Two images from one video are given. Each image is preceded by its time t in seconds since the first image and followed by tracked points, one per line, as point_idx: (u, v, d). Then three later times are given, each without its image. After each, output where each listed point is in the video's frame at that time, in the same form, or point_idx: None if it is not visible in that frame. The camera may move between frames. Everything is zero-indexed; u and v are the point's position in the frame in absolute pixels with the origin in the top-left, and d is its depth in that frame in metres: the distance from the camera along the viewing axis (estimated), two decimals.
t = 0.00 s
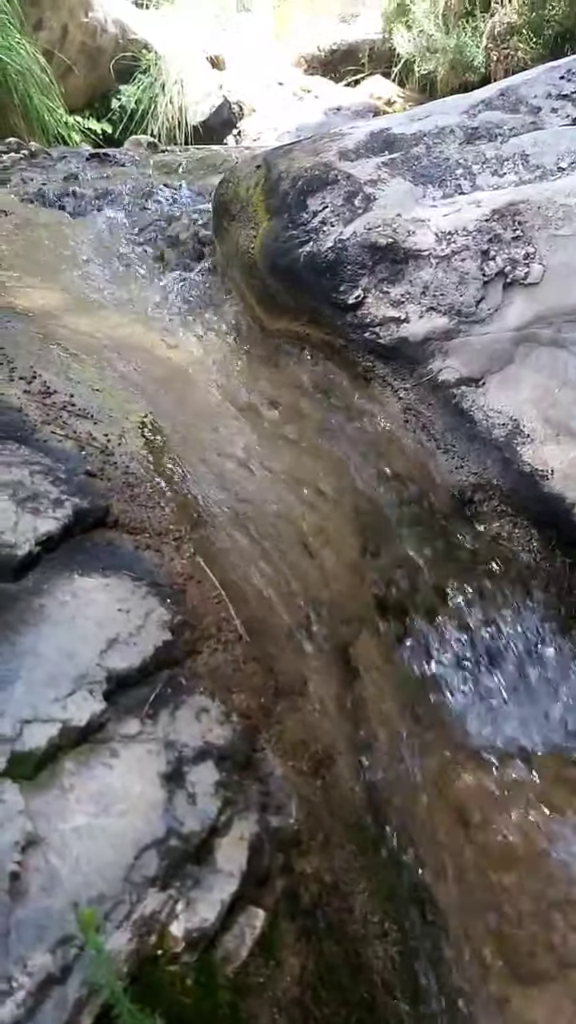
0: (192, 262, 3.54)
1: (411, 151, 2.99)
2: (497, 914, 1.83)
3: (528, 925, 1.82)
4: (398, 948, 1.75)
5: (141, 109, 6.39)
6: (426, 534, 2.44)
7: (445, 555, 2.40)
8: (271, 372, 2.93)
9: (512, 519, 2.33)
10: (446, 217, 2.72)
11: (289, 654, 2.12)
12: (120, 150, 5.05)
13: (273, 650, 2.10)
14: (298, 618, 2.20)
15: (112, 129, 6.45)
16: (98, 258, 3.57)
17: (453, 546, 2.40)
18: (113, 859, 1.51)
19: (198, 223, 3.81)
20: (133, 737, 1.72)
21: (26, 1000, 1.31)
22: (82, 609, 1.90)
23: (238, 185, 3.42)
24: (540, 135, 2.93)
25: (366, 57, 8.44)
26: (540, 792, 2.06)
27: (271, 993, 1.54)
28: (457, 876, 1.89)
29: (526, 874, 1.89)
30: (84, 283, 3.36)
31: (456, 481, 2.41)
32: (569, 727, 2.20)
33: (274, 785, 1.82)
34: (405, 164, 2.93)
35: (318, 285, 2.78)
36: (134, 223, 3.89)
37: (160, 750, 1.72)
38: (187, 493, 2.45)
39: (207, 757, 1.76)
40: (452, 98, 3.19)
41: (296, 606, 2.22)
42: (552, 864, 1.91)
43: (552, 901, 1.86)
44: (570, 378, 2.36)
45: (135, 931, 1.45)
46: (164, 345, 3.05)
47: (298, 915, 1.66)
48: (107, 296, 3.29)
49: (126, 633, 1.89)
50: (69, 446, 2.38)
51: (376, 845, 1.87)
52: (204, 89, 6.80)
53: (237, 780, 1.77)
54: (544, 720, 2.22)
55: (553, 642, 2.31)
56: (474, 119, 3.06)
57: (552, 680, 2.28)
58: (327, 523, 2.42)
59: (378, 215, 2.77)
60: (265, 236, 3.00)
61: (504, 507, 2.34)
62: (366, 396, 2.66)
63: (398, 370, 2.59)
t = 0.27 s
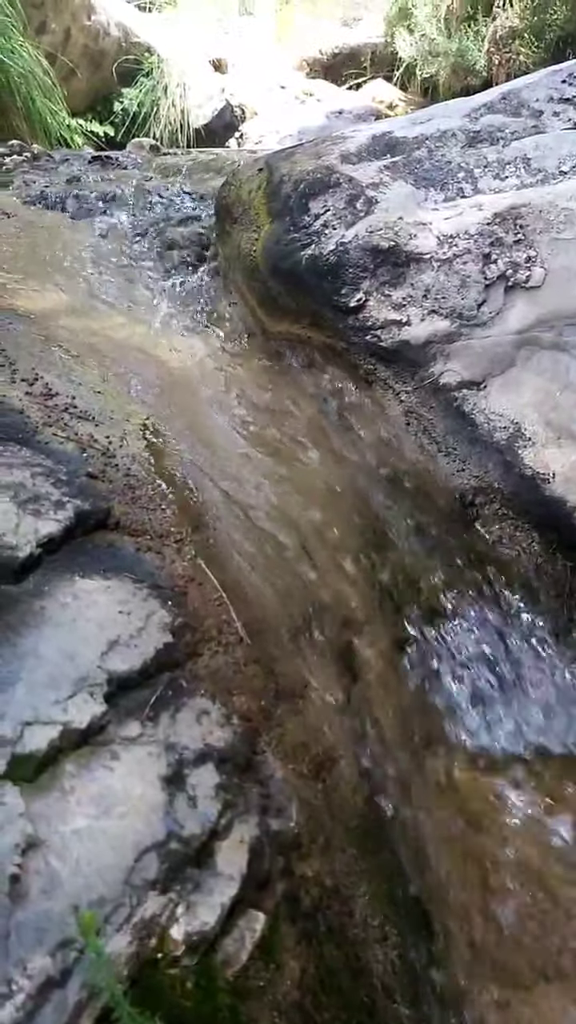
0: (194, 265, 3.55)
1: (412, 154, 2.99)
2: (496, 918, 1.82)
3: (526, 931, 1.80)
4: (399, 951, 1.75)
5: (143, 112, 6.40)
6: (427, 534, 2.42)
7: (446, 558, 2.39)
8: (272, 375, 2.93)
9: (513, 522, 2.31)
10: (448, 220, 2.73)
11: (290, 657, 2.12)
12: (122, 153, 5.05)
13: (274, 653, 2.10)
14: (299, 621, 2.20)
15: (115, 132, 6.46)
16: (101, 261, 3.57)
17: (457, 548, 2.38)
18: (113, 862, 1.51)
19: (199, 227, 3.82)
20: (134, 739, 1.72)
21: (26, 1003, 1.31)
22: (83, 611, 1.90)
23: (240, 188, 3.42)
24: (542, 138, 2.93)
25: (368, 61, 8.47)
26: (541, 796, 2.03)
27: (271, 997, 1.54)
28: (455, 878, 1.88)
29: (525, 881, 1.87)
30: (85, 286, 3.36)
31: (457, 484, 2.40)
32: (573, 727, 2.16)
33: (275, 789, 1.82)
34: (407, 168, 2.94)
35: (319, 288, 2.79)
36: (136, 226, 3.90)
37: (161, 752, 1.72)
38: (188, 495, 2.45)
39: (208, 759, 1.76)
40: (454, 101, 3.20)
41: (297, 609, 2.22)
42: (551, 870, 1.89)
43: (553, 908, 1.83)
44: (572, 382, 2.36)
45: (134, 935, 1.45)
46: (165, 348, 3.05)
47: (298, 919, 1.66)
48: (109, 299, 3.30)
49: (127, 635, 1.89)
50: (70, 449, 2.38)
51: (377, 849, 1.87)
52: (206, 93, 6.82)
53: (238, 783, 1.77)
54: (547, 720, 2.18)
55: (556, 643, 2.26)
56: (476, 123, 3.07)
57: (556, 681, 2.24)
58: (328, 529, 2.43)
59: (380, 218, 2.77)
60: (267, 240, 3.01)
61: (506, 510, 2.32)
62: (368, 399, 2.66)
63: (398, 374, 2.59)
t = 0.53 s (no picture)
0: (196, 266, 3.55)
1: (414, 156, 2.99)
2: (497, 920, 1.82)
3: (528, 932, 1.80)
4: (398, 953, 1.76)
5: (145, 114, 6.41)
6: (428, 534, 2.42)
7: (447, 559, 2.38)
8: (273, 379, 2.95)
9: (514, 523, 2.29)
10: (450, 221, 2.72)
11: (290, 659, 2.12)
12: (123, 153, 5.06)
13: (275, 655, 2.10)
14: (300, 623, 2.21)
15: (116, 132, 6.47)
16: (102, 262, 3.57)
17: (459, 549, 2.37)
18: (113, 864, 1.51)
19: (200, 228, 3.82)
20: (134, 741, 1.71)
21: (25, 1005, 1.30)
22: (84, 612, 1.90)
23: (241, 190, 3.43)
24: (544, 140, 2.93)
25: (370, 62, 8.48)
26: (541, 796, 2.01)
27: (271, 998, 1.55)
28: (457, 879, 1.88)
29: (527, 882, 1.86)
30: (87, 288, 3.36)
31: (459, 486, 2.39)
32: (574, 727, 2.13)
33: (275, 791, 1.83)
34: (408, 170, 2.94)
35: (320, 290, 2.80)
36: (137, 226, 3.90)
37: (161, 754, 1.71)
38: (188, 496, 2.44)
39: (208, 761, 1.76)
40: (456, 103, 3.20)
41: (298, 612, 2.23)
42: (550, 871, 1.87)
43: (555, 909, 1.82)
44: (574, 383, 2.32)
45: (134, 937, 1.44)
46: (166, 349, 3.05)
47: (298, 921, 1.67)
48: (110, 300, 3.30)
49: (127, 636, 1.89)
50: (71, 450, 2.38)
51: (377, 851, 1.87)
52: (207, 94, 6.83)
53: (238, 784, 1.77)
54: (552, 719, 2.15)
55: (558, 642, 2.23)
56: (478, 125, 3.07)
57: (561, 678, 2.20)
58: (328, 534, 2.45)
59: (381, 220, 2.76)
60: (267, 243, 3.03)
61: (506, 512, 2.30)
62: (368, 399, 2.66)
63: (399, 375, 2.58)
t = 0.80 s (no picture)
0: (198, 266, 3.55)
1: (417, 156, 2.99)
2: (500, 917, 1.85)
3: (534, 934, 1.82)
4: (401, 954, 1.75)
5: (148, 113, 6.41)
6: (430, 535, 2.43)
7: (449, 556, 2.39)
8: (275, 373, 2.92)
9: (516, 523, 2.34)
10: (453, 220, 2.71)
11: (292, 659, 2.11)
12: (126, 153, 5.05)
13: (277, 656, 2.10)
14: (302, 623, 2.20)
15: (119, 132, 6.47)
16: (104, 261, 3.57)
17: (461, 547, 2.39)
18: (115, 865, 1.51)
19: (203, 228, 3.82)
20: (136, 742, 1.71)
21: (27, 1006, 1.30)
22: (86, 613, 1.90)
23: (244, 190, 3.43)
24: (547, 139, 2.93)
25: (373, 61, 8.47)
26: (540, 795, 2.05)
27: (273, 1000, 1.54)
28: (464, 877, 1.90)
29: (525, 878, 1.90)
30: (89, 287, 3.36)
31: (461, 486, 2.44)
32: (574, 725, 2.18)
33: (277, 791, 1.82)
34: (411, 169, 2.94)
35: (323, 290, 2.83)
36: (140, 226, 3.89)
37: (163, 755, 1.71)
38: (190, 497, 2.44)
39: (210, 762, 1.75)
40: (459, 102, 3.19)
41: (300, 611, 2.22)
42: (548, 867, 1.92)
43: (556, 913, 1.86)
44: None
45: (136, 938, 1.44)
46: (169, 348, 3.05)
47: (300, 922, 1.66)
48: (113, 300, 3.30)
49: (129, 637, 1.89)
50: (74, 450, 2.37)
51: (378, 852, 1.86)
52: (210, 94, 6.83)
53: (240, 785, 1.77)
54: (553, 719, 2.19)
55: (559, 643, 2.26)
56: (481, 124, 3.06)
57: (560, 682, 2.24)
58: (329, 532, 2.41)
59: (384, 220, 2.77)
60: (270, 242, 3.04)
61: (508, 512, 2.36)
62: (371, 398, 2.70)
63: (402, 376, 2.63)
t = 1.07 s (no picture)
0: (200, 267, 3.55)
1: (420, 156, 2.99)
2: (500, 917, 1.86)
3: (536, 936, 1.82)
4: (403, 956, 1.75)
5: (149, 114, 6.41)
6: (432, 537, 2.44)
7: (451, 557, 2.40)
8: (277, 377, 2.93)
9: (519, 524, 2.33)
10: (455, 220, 2.71)
11: (294, 660, 2.11)
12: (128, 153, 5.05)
13: (279, 657, 2.10)
14: (304, 624, 2.19)
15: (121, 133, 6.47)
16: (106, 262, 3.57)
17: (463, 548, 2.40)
18: (117, 867, 1.51)
19: (204, 228, 3.82)
20: (138, 743, 1.71)
21: (29, 1008, 1.30)
22: (88, 614, 1.90)
23: (245, 191, 3.43)
24: (550, 140, 2.92)
25: (375, 62, 8.47)
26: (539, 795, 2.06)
27: (275, 1001, 1.53)
28: (466, 878, 1.91)
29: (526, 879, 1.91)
30: (91, 288, 3.36)
31: (464, 487, 2.44)
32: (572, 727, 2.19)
33: (279, 792, 1.82)
34: (414, 170, 2.93)
35: (325, 290, 2.82)
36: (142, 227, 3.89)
37: (165, 756, 1.71)
38: (193, 498, 2.44)
39: (212, 763, 1.75)
40: (462, 103, 3.19)
41: (302, 613, 2.22)
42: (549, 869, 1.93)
43: (558, 916, 1.86)
44: None
45: (138, 939, 1.44)
46: (171, 349, 3.05)
47: (302, 924, 1.65)
48: (114, 300, 3.30)
49: (131, 638, 1.89)
50: (76, 451, 2.37)
51: (381, 853, 1.86)
52: (212, 94, 6.83)
53: (242, 786, 1.77)
54: (555, 721, 2.20)
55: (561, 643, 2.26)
56: (484, 124, 3.06)
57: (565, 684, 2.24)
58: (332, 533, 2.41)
59: (386, 220, 2.77)
60: (273, 243, 3.03)
61: (511, 512, 2.35)
62: (373, 400, 2.69)
63: (404, 376, 2.61)
